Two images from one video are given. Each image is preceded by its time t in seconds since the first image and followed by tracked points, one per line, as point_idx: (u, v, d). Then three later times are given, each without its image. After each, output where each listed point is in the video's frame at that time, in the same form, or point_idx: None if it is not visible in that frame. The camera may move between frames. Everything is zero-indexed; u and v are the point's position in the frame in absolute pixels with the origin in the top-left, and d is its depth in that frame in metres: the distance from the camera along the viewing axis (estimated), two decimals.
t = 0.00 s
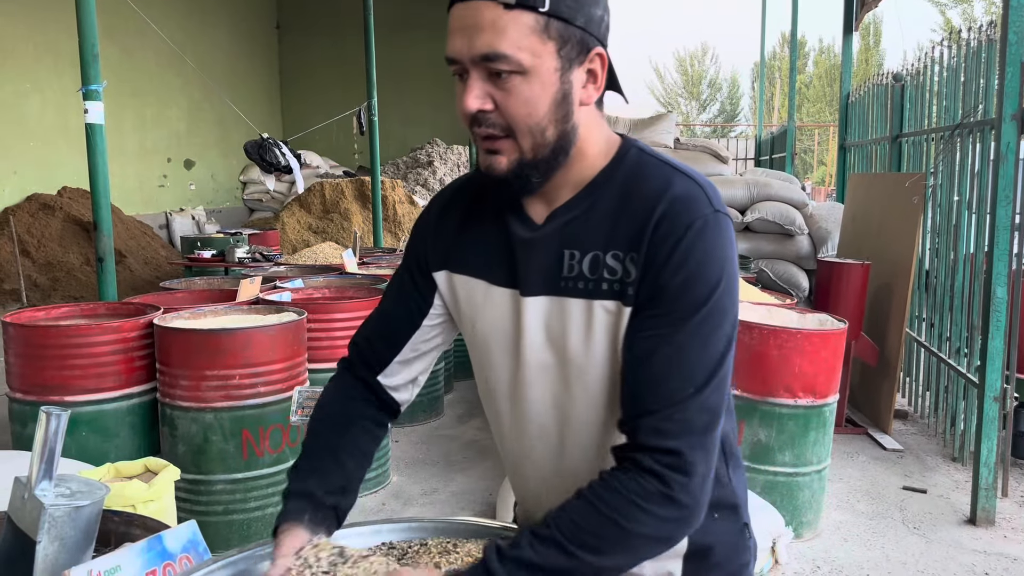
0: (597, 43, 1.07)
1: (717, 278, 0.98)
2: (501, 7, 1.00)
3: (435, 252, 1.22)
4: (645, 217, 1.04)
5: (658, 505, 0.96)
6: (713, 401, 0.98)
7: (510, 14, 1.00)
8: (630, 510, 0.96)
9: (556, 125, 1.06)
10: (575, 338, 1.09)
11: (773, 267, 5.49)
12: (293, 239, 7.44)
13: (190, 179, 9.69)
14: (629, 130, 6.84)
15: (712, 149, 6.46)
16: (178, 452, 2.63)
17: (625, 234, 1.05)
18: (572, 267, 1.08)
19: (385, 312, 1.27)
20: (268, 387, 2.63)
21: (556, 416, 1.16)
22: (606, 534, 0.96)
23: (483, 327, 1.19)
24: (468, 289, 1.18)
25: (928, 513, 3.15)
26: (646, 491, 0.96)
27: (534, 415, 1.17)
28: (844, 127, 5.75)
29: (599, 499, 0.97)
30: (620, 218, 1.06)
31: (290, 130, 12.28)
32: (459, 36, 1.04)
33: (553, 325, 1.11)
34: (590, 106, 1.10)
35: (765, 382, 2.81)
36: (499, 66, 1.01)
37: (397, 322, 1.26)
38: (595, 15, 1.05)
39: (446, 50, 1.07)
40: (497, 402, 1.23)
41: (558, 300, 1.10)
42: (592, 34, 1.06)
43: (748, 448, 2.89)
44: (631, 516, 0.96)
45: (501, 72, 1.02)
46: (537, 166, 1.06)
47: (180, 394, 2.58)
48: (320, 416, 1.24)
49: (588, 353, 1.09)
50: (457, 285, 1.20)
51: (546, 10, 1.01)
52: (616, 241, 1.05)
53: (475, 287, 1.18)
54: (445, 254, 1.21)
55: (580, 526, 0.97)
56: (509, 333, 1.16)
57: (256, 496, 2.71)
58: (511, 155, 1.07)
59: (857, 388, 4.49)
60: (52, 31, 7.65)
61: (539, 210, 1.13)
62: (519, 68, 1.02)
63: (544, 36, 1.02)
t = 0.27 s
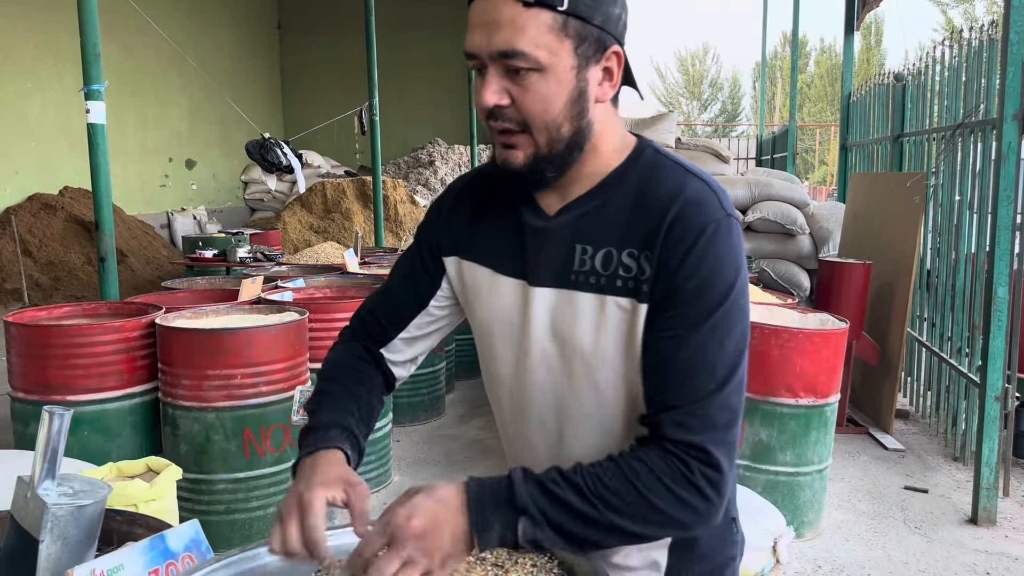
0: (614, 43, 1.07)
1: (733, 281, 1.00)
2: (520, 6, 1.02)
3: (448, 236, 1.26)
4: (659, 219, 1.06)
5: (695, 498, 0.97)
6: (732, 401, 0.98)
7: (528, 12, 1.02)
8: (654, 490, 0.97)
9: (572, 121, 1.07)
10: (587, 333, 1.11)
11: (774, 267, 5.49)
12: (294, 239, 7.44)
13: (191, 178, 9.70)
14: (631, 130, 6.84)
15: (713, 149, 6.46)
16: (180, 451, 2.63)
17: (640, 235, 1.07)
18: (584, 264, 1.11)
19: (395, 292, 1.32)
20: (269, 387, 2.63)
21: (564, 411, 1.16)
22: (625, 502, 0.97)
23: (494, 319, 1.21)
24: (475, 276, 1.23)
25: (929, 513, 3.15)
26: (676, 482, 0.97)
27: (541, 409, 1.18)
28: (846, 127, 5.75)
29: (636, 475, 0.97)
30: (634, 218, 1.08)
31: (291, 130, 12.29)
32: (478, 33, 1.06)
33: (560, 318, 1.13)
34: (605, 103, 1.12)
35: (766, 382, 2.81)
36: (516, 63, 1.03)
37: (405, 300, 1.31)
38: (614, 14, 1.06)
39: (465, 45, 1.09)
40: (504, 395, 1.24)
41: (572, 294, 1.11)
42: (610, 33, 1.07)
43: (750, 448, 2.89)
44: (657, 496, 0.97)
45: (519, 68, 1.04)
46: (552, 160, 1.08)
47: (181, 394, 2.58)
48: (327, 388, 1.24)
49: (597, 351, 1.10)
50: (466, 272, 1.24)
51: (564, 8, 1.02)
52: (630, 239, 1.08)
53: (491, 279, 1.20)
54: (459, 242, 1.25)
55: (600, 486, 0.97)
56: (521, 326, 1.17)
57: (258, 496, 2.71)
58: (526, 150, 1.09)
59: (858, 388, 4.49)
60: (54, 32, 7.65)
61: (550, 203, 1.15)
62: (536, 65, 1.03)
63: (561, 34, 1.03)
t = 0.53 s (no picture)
0: (627, 44, 1.11)
1: (732, 265, 1.05)
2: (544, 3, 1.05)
3: (456, 228, 1.28)
4: (666, 208, 1.10)
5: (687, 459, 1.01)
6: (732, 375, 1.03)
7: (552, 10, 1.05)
8: (655, 455, 1.00)
9: (587, 113, 1.09)
10: (594, 316, 1.13)
11: (775, 267, 5.49)
12: (295, 240, 7.45)
13: (193, 179, 9.70)
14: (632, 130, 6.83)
15: (714, 149, 6.45)
16: (182, 452, 2.64)
17: (646, 222, 1.11)
18: (592, 250, 1.14)
19: (410, 289, 1.32)
20: (271, 388, 2.63)
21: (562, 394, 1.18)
22: (634, 470, 0.99)
23: (498, 306, 1.22)
24: (481, 265, 1.24)
25: (931, 514, 3.15)
26: (678, 446, 1.00)
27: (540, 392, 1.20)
28: (847, 127, 5.75)
29: (643, 442, 1.00)
30: (640, 206, 1.12)
31: (292, 131, 12.29)
32: (501, 29, 1.08)
33: (567, 301, 1.15)
34: (614, 101, 1.15)
35: (767, 383, 2.81)
36: (539, 56, 1.05)
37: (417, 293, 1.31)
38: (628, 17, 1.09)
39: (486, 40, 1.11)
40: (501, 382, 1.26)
41: (579, 278, 1.14)
42: (623, 36, 1.10)
43: (751, 449, 2.89)
44: (661, 461, 1.00)
45: (541, 62, 1.06)
46: (564, 149, 1.10)
47: (183, 395, 2.58)
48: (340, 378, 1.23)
49: (603, 333, 1.13)
50: (472, 263, 1.25)
51: (584, 7, 1.05)
52: (636, 227, 1.11)
53: (498, 267, 1.22)
54: (466, 232, 1.26)
55: (613, 456, 1.00)
56: (525, 310, 1.19)
57: (260, 496, 2.71)
58: (540, 138, 1.10)
59: (860, 388, 4.49)
60: (55, 32, 7.66)
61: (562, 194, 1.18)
62: (557, 59, 1.06)
63: (582, 31, 1.06)
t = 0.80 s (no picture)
0: (585, 54, 1.15)
1: (718, 242, 1.15)
2: (501, 25, 1.10)
3: (450, 236, 1.29)
4: (654, 195, 1.18)
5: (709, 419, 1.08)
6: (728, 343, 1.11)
7: (509, 31, 1.10)
8: (678, 419, 1.06)
9: (554, 121, 1.14)
10: (598, 302, 1.18)
11: (776, 268, 5.49)
12: (296, 240, 7.44)
13: (193, 180, 9.71)
14: (633, 131, 6.83)
15: (715, 150, 6.43)
16: (182, 453, 2.64)
17: (638, 211, 1.18)
18: (591, 240, 1.19)
19: (413, 306, 1.32)
20: (272, 390, 2.63)
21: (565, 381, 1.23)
22: (664, 438, 1.06)
23: (496, 303, 1.25)
24: (478, 269, 1.27)
25: (932, 515, 3.15)
26: (698, 410, 1.07)
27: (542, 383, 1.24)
28: (848, 128, 5.75)
29: (664, 410, 1.06)
30: (630, 197, 1.19)
31: (292, 132, 12.30)
32: (470, 54, 1.13)
33: (569, 290, 1.20)
34: (583, 106, 1.19)
35: (769, 384, 2.81)
36: (503, 74, 1.10)
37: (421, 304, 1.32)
38: (582, 30, 1.13)
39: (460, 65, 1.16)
40: (501, 377, 1.29)
41: (581, 267, 1.19)
42: (581, 47, 1.14)
43: (752, 450, 2.89)
44: (687, 426, 1.07)
45: (505, 80, 1.11)
46: (539, 156, 1.15)
47: (184, 395, 2.59)
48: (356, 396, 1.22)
49: (608, 317, 1.18)
50: (468, 268, 1.27)
51: (540, 27, 1.10)
52: (629, 216, 1.18)
53: (495, 266, 1.25)
54: (457, 238, 1.29)
55: (644, 426, 1.06)
56: (526, 303, 1.23)
57: (261, 497, 2.71)
58: (515, 149, 1.16)
59: (861, 389, 4.49)
60: (56, 33, 7.66)
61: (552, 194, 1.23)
62: (521, 76, 1.10)
63: (538, 47, 1.10)
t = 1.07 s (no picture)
0: (560, 62, 1.16)
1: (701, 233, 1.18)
2: (477, 39, 1.11)
3: (448, 238, 1.29)
4: (640, 190, 1.20)
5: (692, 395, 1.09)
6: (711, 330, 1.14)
7: (484, 44, 1.11)
8: (665, 395, 1.07)
9: (535, 127, 1.16)
10: (589, 294, 1.20)
11: (776, 269, 5.49)
12: (297, 241, 7.44)
13: (194, 181, 9.71)
14: (633, 132, 6.82)
15: (715, 151, 6.43)
16: (182, 454, 2.64)
17: (625, 206, 1.20)
18: (582, 236, 1.21)
19: (424, 304, 1.30)
20: (272, 391, 2.63)
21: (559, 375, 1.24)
22: (651, 410, 1.06)
23: (490, 300, 1.26)
24: (475, 266, 1.27)
25: (932, 516, 3.14)
26: (682, 388, 1.08)
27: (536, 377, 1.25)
28: (848, 129, 5.75)
29: (647, 382, 1.08)
30: (616, 192, 1.21)
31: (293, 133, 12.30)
32: (451, 70, 1.14)
33: (565, 284, 1.21)
34: (562, 111, 1.21)
35: (769, 385, 2.80)
36: (484, 84, 1.11)
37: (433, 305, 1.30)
38: (556, 40, 1.14)
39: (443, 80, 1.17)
40: (496, 374, 1.30)
41: (573, 260, 1.21)
42: (556, 55, 1.15)
43: (752, 451, 2.89)
44: (672, 400, 1.08)
45: (485, 91, 1.12)
46: (523, 161, 1.17)
47: (184, 396, 2.59)
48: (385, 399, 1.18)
49: (599, 310, 1.20)
50: (464, 267, 1.27)
51: (513, 40, 1.11)
52: (616, 211, 1.20)
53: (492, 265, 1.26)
54: (452, 238, 1.29)
55: (632, 398, 1.06)
56: (521, 299, 1.24)
57: (260, 498, 2.70)
58: (501, 156, 1.17)
59: (861, 390, 4.49)
60: (57, 34, 7.66)
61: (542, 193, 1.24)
62: (499, 86, 1.11)
63: (513, 59, 1.12)
